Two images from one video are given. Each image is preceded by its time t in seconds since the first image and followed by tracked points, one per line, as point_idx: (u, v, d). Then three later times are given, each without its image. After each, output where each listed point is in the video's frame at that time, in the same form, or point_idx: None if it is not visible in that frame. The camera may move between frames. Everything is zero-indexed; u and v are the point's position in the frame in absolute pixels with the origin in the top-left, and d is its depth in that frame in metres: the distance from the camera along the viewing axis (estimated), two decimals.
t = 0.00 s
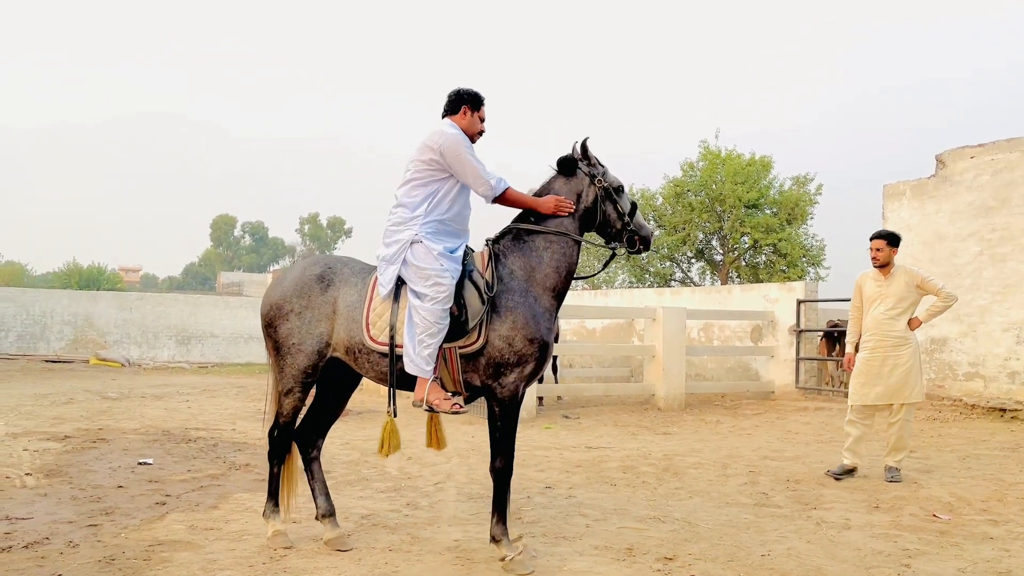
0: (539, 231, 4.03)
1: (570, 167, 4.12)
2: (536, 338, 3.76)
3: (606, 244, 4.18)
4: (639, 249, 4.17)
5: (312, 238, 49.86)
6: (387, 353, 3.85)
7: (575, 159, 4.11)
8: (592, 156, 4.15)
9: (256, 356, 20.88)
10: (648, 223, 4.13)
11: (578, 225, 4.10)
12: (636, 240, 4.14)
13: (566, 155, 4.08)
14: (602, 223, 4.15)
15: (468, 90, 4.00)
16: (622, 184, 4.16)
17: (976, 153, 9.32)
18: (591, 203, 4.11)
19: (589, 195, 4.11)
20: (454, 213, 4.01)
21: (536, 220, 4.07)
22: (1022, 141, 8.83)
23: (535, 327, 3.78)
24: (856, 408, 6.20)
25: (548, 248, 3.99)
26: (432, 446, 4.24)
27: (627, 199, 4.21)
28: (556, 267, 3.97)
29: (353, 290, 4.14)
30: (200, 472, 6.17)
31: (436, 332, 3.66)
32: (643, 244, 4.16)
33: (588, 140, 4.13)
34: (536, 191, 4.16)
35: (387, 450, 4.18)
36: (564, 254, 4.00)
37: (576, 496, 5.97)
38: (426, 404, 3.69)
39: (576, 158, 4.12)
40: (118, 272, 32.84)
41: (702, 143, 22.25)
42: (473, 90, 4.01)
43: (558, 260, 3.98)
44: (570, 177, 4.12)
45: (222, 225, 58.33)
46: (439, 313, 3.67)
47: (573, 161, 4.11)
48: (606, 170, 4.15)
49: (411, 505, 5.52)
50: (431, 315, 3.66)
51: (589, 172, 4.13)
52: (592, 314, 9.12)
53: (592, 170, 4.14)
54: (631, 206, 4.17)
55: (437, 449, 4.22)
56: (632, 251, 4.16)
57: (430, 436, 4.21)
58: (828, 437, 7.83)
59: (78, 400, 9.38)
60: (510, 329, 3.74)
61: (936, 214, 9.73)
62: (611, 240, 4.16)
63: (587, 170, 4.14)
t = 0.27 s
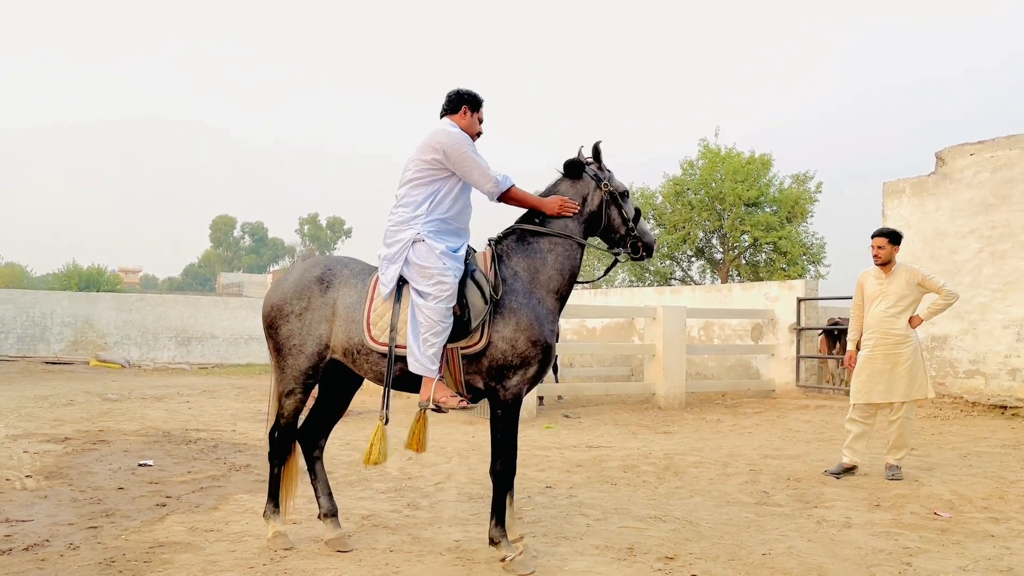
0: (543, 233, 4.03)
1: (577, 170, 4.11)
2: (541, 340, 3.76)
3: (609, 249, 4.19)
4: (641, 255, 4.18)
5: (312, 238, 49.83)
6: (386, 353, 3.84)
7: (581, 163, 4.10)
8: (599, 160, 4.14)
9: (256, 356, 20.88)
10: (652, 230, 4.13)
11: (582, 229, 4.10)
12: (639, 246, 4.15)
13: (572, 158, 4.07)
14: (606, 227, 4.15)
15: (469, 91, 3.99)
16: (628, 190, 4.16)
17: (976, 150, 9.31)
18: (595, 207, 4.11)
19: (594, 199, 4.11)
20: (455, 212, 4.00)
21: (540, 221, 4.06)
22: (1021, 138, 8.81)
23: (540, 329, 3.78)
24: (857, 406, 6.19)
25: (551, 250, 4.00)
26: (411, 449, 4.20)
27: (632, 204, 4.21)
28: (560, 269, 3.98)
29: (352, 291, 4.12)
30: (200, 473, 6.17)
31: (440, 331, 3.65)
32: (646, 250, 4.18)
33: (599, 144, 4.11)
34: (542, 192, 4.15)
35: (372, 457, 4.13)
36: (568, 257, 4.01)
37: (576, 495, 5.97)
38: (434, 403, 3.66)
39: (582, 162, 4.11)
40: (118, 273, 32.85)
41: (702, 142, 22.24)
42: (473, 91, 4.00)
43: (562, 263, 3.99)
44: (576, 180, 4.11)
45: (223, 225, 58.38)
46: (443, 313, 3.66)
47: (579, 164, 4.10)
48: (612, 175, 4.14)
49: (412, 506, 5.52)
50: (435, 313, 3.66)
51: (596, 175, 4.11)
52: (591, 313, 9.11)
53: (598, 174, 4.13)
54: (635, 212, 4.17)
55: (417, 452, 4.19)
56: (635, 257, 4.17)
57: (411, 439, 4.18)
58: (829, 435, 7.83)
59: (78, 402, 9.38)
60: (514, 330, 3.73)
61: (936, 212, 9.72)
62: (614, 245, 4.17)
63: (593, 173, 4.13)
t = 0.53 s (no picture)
0: (545, 233, 4.02)
1: (580, 172, 4.13)
2: (541, 341, 3.76)
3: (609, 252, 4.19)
4: (642, 260, 4.18)
5: (311, 238, 49.80)
6: (386, 356, 3.83)
7: (585, 165, 4.12)
8: (603, 164, 4.16)
9: (256, 356, 20.88)
10: (653, 235, 4.14)
11: (584, 231, 4.11)
12: (640, 251, 4.15)
13: (577, 159, 4.09)
14: (607, 230, 4.15)
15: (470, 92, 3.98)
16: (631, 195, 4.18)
17: (974, 148, 9.31)
18: (598, 209, 4.12)
19: (597, 201, 4.13)
20: (455, 213, 4.00)
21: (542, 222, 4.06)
22: (1019, 136, 8.81)
23: (541, 329, 3.77)
24: (856, 404, 6.19)
25: (553, 251, 3.99)
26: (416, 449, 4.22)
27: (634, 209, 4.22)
28: (561, 270, 3.98)
29: (353, 293, 4.12)
30: (201, 474, 6.17)
31: (436, 334, 3.66)
32: (647, 255, 4.18)
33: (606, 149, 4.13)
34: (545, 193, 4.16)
35: (378, 458, 4.14)
36: (569, 257, 4.01)
37: (576, 494, 5.97)
38: (431, 407, 3.65)
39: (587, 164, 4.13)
40: (117, 274, 32.83)
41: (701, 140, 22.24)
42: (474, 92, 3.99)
43: (563, 263, 3.99)
44: (579, 181, 4.13)
45: (223, 225, 58.39)
46: (440, 316, 3.66)
47: (584, 166, 4.12)
48: (616, 178, 4.16)
49: (412, 506, 5.52)
50: (432, 317, 3.66)
51: (599, 178, 4.14)
52: (591, 312, 9.12)
53: (602, 177, 4.15)
54: (637, 217, 4.17)
55: (423, 453, 4.21)
56: (635, 262, 4.17)
57: (418, 439, 4.20)
58: (829, 433, 7.83)
59: (78, 403, 9.39)
60: (515, 331, 3.73)
61: (935, 209, 9.72)
62: (615, 249, 4.17)
63: (597, 176, 4.15)
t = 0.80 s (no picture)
0: (549, 233, 4.02)
1: (586, 171, 4.14)
2: (544, 341, 3.74)
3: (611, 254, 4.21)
4: (643, 263, 4.18)
5: (310, 238, 49.75)
6: (389, 357, 3.84)
7: (591, 165, 4.14)
8: (609, 165, 4.16)
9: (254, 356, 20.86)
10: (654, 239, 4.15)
11: (586, 230, 4.12)
12: (641, 253, 4.16)
13: (583, 159, 4.10)
14: (610, 232, 4.17)
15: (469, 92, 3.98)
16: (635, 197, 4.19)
17: (971, 145, 9.32)
18: (601, 210, 4.13)
19: (602, 202, 4.13)
20: (454, 211, 4.00)
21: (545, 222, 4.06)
22: (1016, 133, 8.82)
23: (543, 329, 3.76)
24: (854, 401, 6.20)
25: (556, 250, 3.99)
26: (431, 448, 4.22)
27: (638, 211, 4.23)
28: (564, 270, 3.97)
29: (355, 293, 4.12)
30: (200, 474, 6.17)
31: (440, 336, 3.67)
32: (648, 258, 4.19)
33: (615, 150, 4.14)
34: (549, 191, 4.17)
35: (390, 461, 4.14)
36: (572, 257, 3.99)
37: (575, 493, 5.97)
38: (439, 408, 3.67)
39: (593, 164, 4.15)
40: (116, 274, 32.79)
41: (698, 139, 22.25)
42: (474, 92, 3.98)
43: (566, 263, 3.98)
44: (584, 182, 4.14)
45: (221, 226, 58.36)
46: (442, 318, 3.67)
47: (589, 166, 4.13)
48: (620, 180, 4.17)
49: (411, 505, 5.52)
50: (435, 319, 3.67)
51: (604, 178, 4.15)
52: (589, 311, 9.12)
53: (606, 178, 4.16)
54: (640, 218, 4.19)
55: (438, 452, 4.21)
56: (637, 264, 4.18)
57: (432, 440, 4.20)
58: (827, 431, 7.84)
59: (77, 404, 9.39)
60: (517, 331, 3.72)
61: (932, 207, 9.73)
62: (617, 250, 4.18)
63: (602, 177, 4.16)
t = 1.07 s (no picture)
0: (551, 232, 4.03)
1: (589, 169, 4.16)
2: (546, 340, 3.74)
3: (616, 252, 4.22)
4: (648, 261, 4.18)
5: (309, 237, 49.68)
6: (392, 357, 3.82)
7: (594, 163, 4.15)
8: (612, 163, 4.18)
9: (253, 356, 20.83)
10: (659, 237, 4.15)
11: (589, 229, 4.13)
12: (646, 252, 4.16)
13: (586, 157, 4.11)
14: (614, 229, 4.18)
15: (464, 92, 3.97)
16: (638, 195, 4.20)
17: (969, 142, 9.32)
18: (605, 207, 4.14)
19: (605, 199, 4.15)
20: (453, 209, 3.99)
21: (548, 220, 4.07)
22: (1015, 130, 8.82)
23: (545, 328, 3.76)
24: (852, 399, 6.20)
25: (558, 249, 3.99)
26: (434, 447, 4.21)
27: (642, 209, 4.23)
28: (566, 269, 3.97)
29: (357, 293, 4.10)
30: (198, 474, 6.16)
31: (443, 333, 3.64)
32: (653, 256, 4.18)
33: (618, 147, 4.14)
34: (552, 189, 4.18)
35: (392, 455, 4.14)
36: (573, 256, 4.01)
37: (574, 492, 5.97)
38: (436, 407, 3.69)
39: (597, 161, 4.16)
40: (114, 273, 32.74)
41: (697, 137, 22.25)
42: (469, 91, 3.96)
43: (568, 262, 3.99)
44: (588, 179, 4.15)
45: (220, 225, 58.35)
46: (447, 315, 3.65)
47: (593, 164, 4.15)
48: (624, 177, 4.18)
49: (410, 504, 5.52)
50: (439, 316, 3.64)
51: (607, 176, 4.16)
52: (588, 309, 9.12)
53: (610, 175, 4.17)
54: (644, 217, 4.19)
55: (440, 451, 4.19)
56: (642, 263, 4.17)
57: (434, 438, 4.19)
58: (826, 429, 7.84)
59: (75, 404, 9.37)
60: (520, 329, 3.71)
61: (931, 204, 9.73)
62: (621, 248, 4.19)
63: (605, 174, 4.17)
